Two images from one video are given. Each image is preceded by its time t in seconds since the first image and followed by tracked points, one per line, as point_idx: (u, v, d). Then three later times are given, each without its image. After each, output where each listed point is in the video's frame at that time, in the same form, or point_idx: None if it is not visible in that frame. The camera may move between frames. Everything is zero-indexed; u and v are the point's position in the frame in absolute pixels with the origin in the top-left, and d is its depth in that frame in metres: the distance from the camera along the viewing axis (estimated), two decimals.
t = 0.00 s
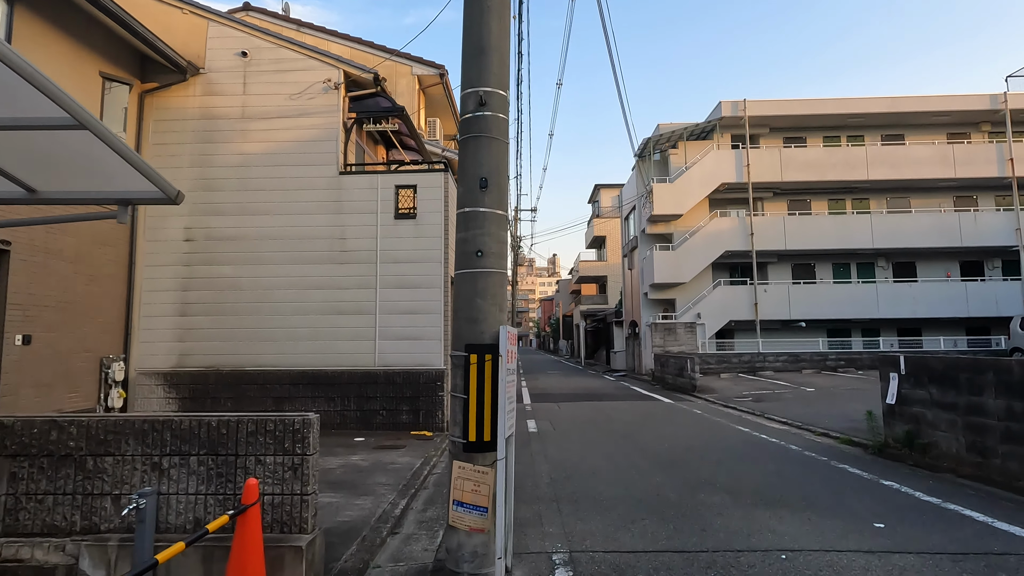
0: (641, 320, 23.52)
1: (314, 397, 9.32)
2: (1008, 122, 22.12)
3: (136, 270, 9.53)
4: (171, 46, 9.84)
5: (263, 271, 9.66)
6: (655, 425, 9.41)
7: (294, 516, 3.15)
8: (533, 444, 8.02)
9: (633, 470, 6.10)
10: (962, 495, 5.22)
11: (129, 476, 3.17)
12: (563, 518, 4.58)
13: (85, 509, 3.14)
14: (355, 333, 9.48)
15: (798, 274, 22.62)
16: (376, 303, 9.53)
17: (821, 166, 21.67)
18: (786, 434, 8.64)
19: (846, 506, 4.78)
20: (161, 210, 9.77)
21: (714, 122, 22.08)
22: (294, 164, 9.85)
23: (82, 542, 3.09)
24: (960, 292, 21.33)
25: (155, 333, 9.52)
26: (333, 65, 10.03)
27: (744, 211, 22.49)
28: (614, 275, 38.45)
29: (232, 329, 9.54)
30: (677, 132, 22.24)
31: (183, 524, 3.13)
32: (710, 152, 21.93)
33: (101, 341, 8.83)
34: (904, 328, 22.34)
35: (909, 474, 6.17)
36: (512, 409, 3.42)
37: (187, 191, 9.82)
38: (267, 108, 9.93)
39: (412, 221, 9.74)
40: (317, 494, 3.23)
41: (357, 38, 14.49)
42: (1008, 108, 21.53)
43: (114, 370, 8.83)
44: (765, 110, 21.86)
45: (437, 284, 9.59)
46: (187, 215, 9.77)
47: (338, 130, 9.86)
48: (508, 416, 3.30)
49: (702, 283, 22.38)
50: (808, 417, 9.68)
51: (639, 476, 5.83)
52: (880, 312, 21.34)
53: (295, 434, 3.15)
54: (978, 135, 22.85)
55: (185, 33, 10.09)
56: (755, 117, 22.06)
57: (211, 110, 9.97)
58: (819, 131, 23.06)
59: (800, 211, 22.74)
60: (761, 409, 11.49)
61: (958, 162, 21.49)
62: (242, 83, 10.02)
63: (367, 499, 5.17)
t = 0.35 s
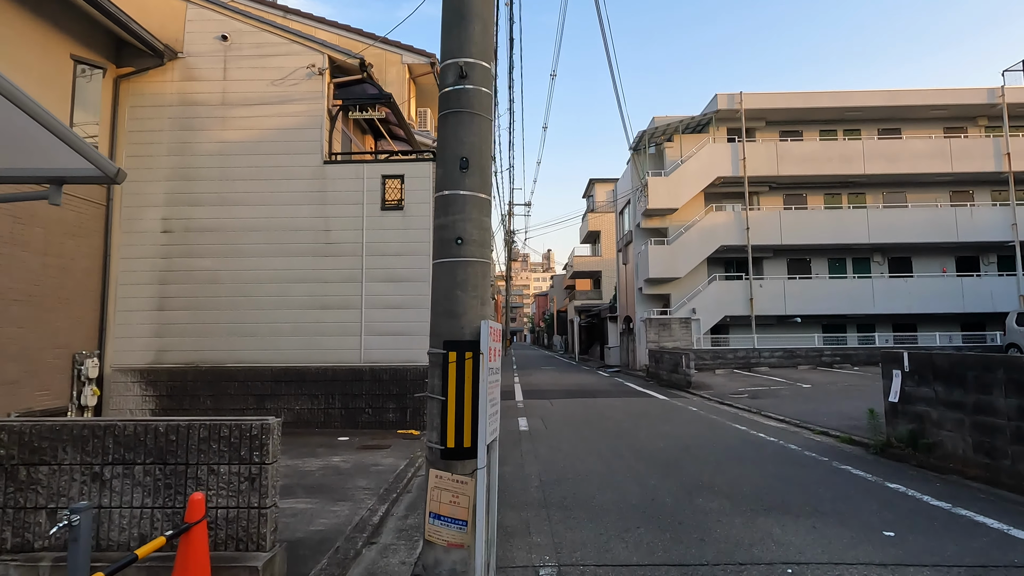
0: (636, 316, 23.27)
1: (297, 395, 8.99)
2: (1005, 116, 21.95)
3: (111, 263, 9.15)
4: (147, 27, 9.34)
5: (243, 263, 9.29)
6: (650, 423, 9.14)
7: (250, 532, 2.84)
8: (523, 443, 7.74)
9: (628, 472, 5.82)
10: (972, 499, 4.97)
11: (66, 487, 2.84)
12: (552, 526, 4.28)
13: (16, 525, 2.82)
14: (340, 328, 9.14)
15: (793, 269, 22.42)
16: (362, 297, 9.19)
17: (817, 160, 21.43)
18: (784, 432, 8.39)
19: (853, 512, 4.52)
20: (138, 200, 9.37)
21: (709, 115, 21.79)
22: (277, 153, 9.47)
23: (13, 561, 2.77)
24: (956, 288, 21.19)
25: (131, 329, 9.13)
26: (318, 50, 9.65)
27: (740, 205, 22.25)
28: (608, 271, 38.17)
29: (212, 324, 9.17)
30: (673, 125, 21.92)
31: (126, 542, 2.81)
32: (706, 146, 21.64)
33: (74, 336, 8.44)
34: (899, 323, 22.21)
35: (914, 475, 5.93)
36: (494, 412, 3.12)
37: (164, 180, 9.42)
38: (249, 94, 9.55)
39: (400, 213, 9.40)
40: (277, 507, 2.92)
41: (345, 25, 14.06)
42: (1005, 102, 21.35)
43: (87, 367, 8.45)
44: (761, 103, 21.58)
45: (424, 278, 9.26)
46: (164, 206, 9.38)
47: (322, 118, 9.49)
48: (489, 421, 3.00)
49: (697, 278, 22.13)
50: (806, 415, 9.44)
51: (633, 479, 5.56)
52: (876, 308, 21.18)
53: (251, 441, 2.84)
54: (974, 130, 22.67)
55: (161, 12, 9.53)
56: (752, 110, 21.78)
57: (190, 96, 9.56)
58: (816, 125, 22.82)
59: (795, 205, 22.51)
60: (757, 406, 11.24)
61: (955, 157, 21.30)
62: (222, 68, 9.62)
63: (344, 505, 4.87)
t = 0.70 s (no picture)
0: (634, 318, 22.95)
1: (282, 399, 8.61)
2: (1007, 116, 21.71)
3: (88, 262, 8.76)
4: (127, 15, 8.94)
5: (226, 262, 8.91)
6: (650, 428, 8.77)
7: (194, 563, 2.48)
8: (518, 450, 7.37)
9: (626, 483, 5.47)
10: (998, 512, 4.62)
11: None
12: (546, 547, 3.91)
13: None
14: (327, 330, 8.77)
15: (794, 271, 22.12)
16: (350, 298, 8.82)
17: (818, 160, 21.15)
18: (790, 438, 8.05)
19: (872, 528, 4.17)
20: (116, 197, 8.99)
21: (708, 114, 21.50)
22: (262, 148, 9.10)
23: None
24: (958, 289, 20.90)
25: (108, 331, 8.74)
26: (305, 41, 9.28)
27: (739, 205, 21.97)
28: (606, 272, 37.81)
29: (193, 326, 8.78)
30: (671, 123, 21.61)
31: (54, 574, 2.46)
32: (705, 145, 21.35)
33: (47, 338, 8.04)
34: (901, 325, 21.92)
35: (931, 485, 5.58)
36: (479, 424, 2.76)
37: (144, 175, 9.04)
38: (232, 86, 9.17)
39: (389, 210, 9.04)
40: (229, 533, 2.57)
41: (337, 20, 13.70)
42: (1007, 101, 21.11)
43: (61, 371, 8.05)
44: (761, 102, 21.31)
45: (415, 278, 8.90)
46: (144, 202, 9.00)
47: (309, 111, 9.12)
48: (472, 435, 2.64)
49: (696, 279, 21.80)
50: (812, 420, 9.09)
51: (633, 490, 5.20)
52: (878, 309, 20.89)
53: (197, 457, 2.48)
54: (976, 129, 22.43)
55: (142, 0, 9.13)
56: (751, 108, 21.51)
57: (171, 88, 9.19)
58: (816, 125, 22.57)
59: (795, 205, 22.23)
60: (760, 410, 10.89)
61: (957, 157, 21.03)
62: (205, 59, 9.25)
63: (322, 521, 4.50)
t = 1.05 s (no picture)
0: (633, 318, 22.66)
1: (269, 402, 8.29)
2: (1011, 113, 21.44)
3: (67, 260, 8.43)
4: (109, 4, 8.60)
5: (212, 260, 8.59)
6: (653, 432, 8.46)
7: None
8: (515, 456, 7.05)
9: (628, 493, 5.16)
10: None
11: None
12: (542, 565, 3.60)
13: None
14: (316, 330, 8.45)
15: (795, 270, 21.84)
16: (340, 297, 8.50)
17: (820, 158, 20.86)
18: (797, 444, 7.74)
19: (893, 546, 3.86)
20: (98, 193, 8.66)
21: (709, 111, 21.19)
22: (249, 141, 8.78)
23: None
24: (962, 288, 20.61)
25: (88, 332, 8.41)
26: (294, 31, 8.96)
27: (740, 204, 21.67)
28: (605, 272, 37.47)
29: (177, 326, 8.45)
30: (671, 121, 21.29)
31: None
32: (705, 142, 21.06)
33: (23, 340, 7.71)
34: (904, 325, 21.64)
35: (950, 495, 5.26)
36: (464, 436, 2.45)
37: (127, 170, 8.72)
38: (220, 78, 8.85)
39: (381, 206, 8.73)
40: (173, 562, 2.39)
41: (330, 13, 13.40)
42: (1011, 98, 20.84)
43: (38, 373, 7.73)
44: (762, 99, 21.02)
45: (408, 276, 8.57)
46: (126, 198, 8.67)
47: (298, 104, 8.80)
48: (454, 448, 2.33)
49: (696, 279, 21.49)
50: (819, 424, 8.78)
51: (635, 502, 4.89)
52: (881, 309, 20.60)
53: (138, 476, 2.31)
54: (979, 127, 22.17)
55: None
56: (752, 106, 21.21)
57: (155, 80, 8.85)
58: (817, 122, 22.29)
59: (797, 204, 21.95)
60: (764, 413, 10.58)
61: (961, 154, 20.75)
62: (191, 50, 8.92)
63: (300, 536, 4.18)
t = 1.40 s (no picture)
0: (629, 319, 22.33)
1: (246, 406, 7.88)
2: (1009, 113, 21.25)
3: (34, 257, 8.01)
4: None
5: (188, 258, 8.20)
6: (650, 438, 8.08)
7: None
8: (504, 464, 6.67)
9: (623, 507, 4.79)
10: None
11: None
12: None
13: None
14: (297, 332, 8.05)
15: (793, 271, 21.56)
16: (322, 296, 8.11)
17: (818, 157, 20.60)
18: (800, 450, 7.39)
19: (913, 568, 3.50)
20: (67, 186, 8.25)
21: (706, 110, 20.88)
22: (228, 133, 8.39)
23: None
24: (962, 290, 20.35)
25: (56, 332, 7.99)
26: (275, 18, 8.58)
27: (737, 203, 21.37)
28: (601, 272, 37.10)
29: (150, 326, 8.04)
30: (668, 120, 20.97)
31: None
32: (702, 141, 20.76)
33: None
34: (903, 326, 21.39)
35: (967, 507, 4.92)
36: (428, 455, 2.08)
37: (98, 163, 8.31)
38: (197, 67, 8.46)
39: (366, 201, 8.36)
40: None
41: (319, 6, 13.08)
42: (1010, 98, 20.65)
43: None
44: (759, 97, 20.75)
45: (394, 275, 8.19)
46: (97, 192, 8.27)
47: (279, 95, 8.42)
48: (416, 472, 1.96)
49: (693, 280, 21.16)
50: (822, 430, 8.43)
51: (630, 517, 4.53)
52: (880, 311, 20.33)
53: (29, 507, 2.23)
54: (978, 127, 21.97)
55: None
56: (749, 104, 20.94)
57: (129, 68, 8.46)
58: (815, 121, 22.03)
59: (795, 204, 21.67)
60: (764, 417, 10.24)
61: (960, 154, 20.53)
62: (166, 38, 8.52)
63: (261, 557, 3.80)
